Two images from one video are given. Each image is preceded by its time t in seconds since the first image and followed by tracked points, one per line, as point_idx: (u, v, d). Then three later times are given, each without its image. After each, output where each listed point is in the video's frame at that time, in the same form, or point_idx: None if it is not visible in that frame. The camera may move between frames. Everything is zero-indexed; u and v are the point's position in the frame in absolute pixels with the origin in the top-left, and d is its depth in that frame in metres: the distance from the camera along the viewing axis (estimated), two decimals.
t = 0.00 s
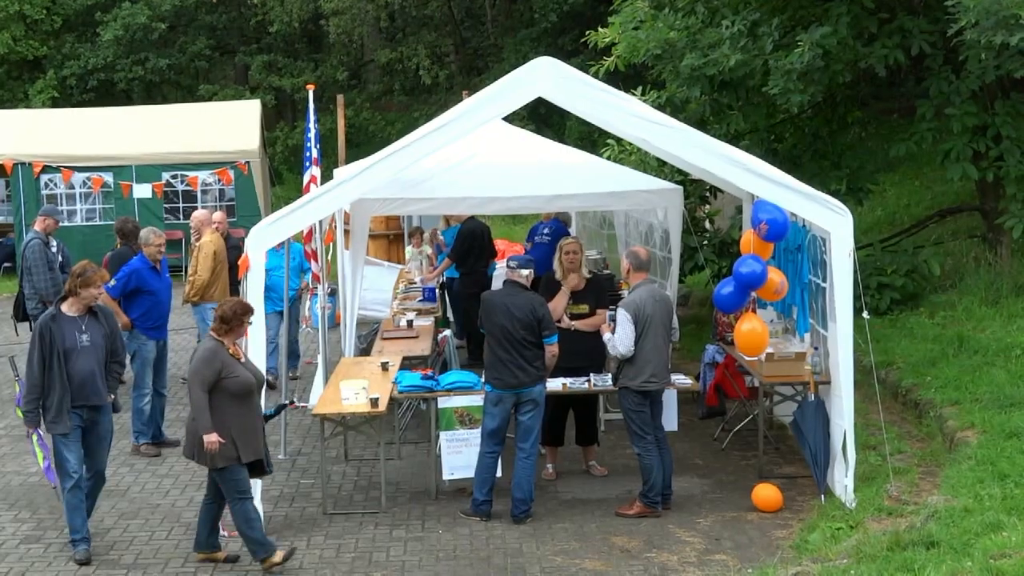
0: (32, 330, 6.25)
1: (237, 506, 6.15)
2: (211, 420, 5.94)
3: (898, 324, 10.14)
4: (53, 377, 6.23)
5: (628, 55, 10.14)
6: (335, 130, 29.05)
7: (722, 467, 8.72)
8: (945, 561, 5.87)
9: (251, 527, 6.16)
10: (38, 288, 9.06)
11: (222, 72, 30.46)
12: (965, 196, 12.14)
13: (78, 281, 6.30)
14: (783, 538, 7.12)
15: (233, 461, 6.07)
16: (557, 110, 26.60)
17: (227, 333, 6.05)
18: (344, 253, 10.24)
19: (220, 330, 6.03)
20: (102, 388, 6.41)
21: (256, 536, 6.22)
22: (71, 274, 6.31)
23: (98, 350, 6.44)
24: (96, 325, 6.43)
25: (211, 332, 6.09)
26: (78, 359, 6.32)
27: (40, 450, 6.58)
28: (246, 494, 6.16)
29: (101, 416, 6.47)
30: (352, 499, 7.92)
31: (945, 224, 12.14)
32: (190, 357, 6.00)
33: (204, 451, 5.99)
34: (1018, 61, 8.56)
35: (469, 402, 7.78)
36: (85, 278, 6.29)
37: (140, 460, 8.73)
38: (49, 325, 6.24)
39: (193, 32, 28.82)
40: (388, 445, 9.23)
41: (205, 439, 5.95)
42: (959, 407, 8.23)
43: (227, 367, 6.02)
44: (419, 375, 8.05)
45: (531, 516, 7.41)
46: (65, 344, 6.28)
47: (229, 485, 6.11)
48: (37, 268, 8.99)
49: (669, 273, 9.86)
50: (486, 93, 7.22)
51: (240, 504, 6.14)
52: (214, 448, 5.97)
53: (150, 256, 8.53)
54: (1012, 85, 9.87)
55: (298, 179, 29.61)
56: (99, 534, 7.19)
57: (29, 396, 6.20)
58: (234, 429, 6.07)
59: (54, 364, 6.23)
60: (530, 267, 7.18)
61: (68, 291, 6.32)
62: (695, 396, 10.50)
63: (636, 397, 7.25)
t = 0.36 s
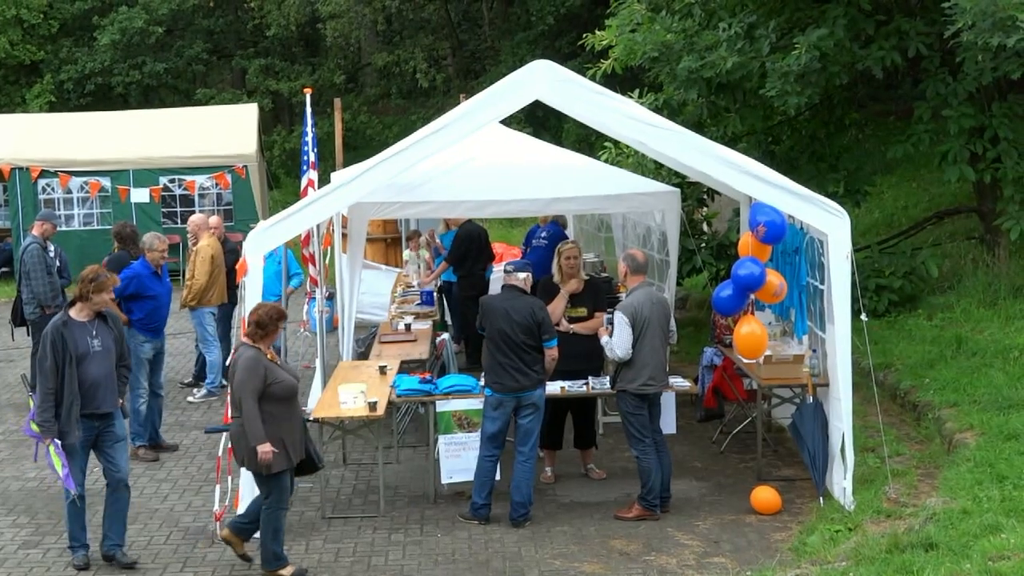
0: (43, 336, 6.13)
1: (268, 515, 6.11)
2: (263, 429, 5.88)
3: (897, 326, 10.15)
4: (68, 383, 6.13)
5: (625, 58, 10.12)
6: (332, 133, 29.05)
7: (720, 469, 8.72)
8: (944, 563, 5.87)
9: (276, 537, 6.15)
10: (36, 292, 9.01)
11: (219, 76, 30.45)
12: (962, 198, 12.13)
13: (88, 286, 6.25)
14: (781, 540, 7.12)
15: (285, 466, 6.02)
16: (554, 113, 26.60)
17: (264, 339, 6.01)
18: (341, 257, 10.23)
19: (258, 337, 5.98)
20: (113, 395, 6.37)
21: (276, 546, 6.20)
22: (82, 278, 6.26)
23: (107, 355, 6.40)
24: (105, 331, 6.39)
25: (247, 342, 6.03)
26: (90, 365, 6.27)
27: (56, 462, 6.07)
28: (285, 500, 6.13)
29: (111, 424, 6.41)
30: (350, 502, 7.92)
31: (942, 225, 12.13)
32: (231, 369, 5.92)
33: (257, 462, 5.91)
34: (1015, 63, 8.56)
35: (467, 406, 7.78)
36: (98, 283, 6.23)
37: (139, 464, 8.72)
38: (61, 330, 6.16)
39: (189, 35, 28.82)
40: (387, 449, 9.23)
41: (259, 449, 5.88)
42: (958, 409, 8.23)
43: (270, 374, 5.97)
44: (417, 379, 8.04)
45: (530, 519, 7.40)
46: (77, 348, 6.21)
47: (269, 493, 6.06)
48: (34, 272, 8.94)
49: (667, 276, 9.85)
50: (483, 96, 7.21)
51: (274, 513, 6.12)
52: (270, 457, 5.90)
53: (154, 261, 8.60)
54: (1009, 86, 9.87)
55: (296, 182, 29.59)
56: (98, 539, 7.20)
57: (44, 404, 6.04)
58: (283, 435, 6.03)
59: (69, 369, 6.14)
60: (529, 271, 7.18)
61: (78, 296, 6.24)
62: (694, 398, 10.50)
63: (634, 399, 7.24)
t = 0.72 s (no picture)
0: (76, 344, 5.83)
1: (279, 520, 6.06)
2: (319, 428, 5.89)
3: (890, 329, 10.16)
4: (97, 395, 5.84)
5: (618, 61, 10.10)
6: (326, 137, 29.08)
7: (714, 472, 8.72)
8: (938, 566, 5.87)
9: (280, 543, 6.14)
10: (30, 297, 9.02)
11: (212, 81, 30.44)
12: (955, 200, 12.14)
13: (124, 297, 5.95)
14: (776, 543, 7.12)
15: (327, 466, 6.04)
16: (548, 117, 26.63)
17: (298, 342, 6.01)
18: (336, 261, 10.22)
19: (294, 339, 5.99)
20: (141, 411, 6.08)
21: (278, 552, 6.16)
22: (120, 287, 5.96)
23: (137, 369, 6.11)
24: (136, 343, 6.10)
25: (281, 347, 5.99)
26: (120, 378, 5.98)
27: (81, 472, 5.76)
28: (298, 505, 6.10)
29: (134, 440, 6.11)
30: (345, 506, 7.93)
31: (935, 228, 12.15)
32: (270, 374, 5.88)
33: (312, 461, 5.91)
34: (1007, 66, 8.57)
35: (461, 410, 7.79)
36: (134, 294, 5.95)
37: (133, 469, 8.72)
38: (94, 339, 5.87)
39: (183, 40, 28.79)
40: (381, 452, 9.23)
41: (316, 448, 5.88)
42: (951, 412, 8.25)
43: (308, 376, 5.97)
44: (412, 383, 8.03)
45: (524, 523, 7.40)
46: (109, 360, 5.92)
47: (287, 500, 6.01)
48: (29, 277, 8.95)
49: (661, 278, 9.84)
50: (477, 100, 7.22)
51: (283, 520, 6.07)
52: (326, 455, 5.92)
53: (153, 268, 8.50)
54: (1001, 89, 9.89)
55: (289, 186, 29.59)
56: (91, 544, 7.21)
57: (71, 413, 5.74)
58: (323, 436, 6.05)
59: (99, 381, 5.84)
60: (523, 274, 7.17)
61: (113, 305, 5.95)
62: (688, 401, 10.51)
63: (631, 402, 7.24)
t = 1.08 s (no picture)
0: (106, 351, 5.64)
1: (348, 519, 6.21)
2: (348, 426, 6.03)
3: (887, 336, 10.16)
4: (130, 404, 5.68)
5: (614, 68, 10.08)
6: (323, 143, 29.15)
7: (712, 479, 8.72)
8: (935, 573, 5.87)
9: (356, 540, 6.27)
10: (27, 303, 9.00)
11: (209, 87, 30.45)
12: (952, 208, 12.15)
13: (152, 303, 5.79)
14: (773, 550, 7.12)
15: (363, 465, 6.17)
16: (545, 124, 26.66)
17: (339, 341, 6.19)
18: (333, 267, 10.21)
19: (334, 338, 6.16)
20: (174, 416, 5.93)
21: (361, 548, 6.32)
22: (152, 291, 5.77)
23: (170, 373, 5.93)
24: (168, 347, 5.92)
25: (322, 346, 6.18)
26: (154, 385, 5.81)
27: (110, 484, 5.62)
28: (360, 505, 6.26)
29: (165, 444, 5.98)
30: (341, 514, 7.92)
31: (932, 235, 12.15)
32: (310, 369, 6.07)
33: (342, 458, 6.04)
34: (1004, 73, 8.58)
35: (457, 416, 7.77)
36: (163, 299, 5.79)
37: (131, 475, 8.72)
38: (126, 346, 5.67)
39: (180, 46, 28.80)
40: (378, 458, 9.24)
41: (346, 445, 6.02)
42: (948, 419, 8.25)
43: (347, 374, 6.14)
44: (408, 389, 8.01)
45: (521, 530, 7.40)
46: (144, 368, 5.72)
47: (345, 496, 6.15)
48: (25, 283, 8.91)
49: (659, 286, 9.82)
50: (474, 106, 7.23)
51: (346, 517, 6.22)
52: (354, 453, 6.04)
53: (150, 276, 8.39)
54: (998, 96, 9.89)
55: (287, 193, 29.64)
56: (88, 551, 7.24)
57: (101, 423, 5.60)
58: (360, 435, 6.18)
59: (134, 388, 5.67)
60: (521, 280, 7.16)
61: (144, 310, 5.76)
62: (685, 408, 10.51)
63: (637, 406, 7.24)
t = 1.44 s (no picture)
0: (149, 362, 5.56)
1: (394, 517, 6.21)
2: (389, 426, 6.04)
3: (888, 335, 10.17)
4: (178, 413, 5.63)
5: (615, 67, 10.05)
6: (324, 143, 29.17)
7: (712, 477, 8.73)
8: (936, 571, 5.88)
9: (411, 536, 6.27)
10: (27, 302, 9.01)
11: (210, 86, 30.43)
12: (952, 206, 12.15)
13: (195, 307, 5.71)
14: (774, 548, 7.13)
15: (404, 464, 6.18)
16: (546, 122, 26.67)
17: (378, 341, 6.19)
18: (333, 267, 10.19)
19: (373, 338, 6.17)
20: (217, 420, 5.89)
21: (413, 542, 6.29)
22: (190, 295, 5.69)
23: (211, 377, 5.88)
24: (208, 352, 5.85)
25: (361, 346, 6.19)
26: (199, 391, 5.75)
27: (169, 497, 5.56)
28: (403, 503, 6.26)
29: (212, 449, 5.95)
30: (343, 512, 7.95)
31: (932, 233, 12.15)
32: (353, 369, 6.08)
33: (383, 459, 6.05)
34: (1005, 71, 8.58)
35: (457, 415, 7.77)
36: (206, 303, 5.72)
37: (131, 475, 8.73)
38: (173, 355, 5.60)
39: (181, 45, 28.83)
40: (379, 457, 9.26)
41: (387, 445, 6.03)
42: (948, 417, 8.25)
43: (387, 375, 6.15)
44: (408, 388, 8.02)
45: (522, 528, 7.40)
46: (189, 375, 5.66)
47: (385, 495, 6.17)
48: (26, 283, 8.91)
49: (659, 285, 9.73)
50: (474, 105, 7.24)
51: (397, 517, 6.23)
52: (394, 454, 6.06)
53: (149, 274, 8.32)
54: (998, 94, 9.89)
55: (287, 192, 29.68)
56: (89, 549, 7.27)
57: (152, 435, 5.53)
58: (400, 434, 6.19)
59: (182, 397, 5.62)
60: (521, 278, 7.15)
61: (183, 316, 5.68)
62: (685, 407, 10.51)
63: (651, 398, 7.27)
